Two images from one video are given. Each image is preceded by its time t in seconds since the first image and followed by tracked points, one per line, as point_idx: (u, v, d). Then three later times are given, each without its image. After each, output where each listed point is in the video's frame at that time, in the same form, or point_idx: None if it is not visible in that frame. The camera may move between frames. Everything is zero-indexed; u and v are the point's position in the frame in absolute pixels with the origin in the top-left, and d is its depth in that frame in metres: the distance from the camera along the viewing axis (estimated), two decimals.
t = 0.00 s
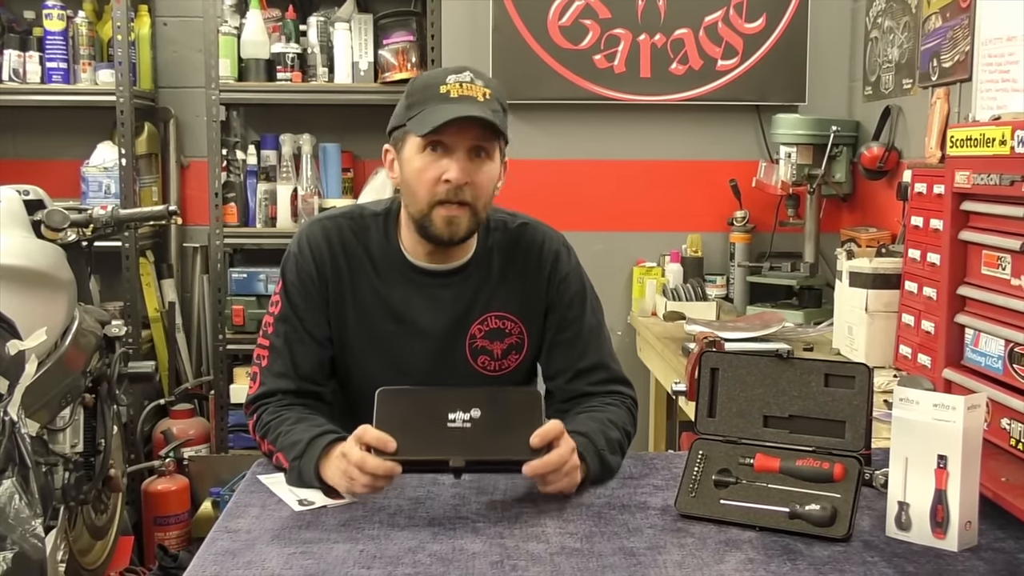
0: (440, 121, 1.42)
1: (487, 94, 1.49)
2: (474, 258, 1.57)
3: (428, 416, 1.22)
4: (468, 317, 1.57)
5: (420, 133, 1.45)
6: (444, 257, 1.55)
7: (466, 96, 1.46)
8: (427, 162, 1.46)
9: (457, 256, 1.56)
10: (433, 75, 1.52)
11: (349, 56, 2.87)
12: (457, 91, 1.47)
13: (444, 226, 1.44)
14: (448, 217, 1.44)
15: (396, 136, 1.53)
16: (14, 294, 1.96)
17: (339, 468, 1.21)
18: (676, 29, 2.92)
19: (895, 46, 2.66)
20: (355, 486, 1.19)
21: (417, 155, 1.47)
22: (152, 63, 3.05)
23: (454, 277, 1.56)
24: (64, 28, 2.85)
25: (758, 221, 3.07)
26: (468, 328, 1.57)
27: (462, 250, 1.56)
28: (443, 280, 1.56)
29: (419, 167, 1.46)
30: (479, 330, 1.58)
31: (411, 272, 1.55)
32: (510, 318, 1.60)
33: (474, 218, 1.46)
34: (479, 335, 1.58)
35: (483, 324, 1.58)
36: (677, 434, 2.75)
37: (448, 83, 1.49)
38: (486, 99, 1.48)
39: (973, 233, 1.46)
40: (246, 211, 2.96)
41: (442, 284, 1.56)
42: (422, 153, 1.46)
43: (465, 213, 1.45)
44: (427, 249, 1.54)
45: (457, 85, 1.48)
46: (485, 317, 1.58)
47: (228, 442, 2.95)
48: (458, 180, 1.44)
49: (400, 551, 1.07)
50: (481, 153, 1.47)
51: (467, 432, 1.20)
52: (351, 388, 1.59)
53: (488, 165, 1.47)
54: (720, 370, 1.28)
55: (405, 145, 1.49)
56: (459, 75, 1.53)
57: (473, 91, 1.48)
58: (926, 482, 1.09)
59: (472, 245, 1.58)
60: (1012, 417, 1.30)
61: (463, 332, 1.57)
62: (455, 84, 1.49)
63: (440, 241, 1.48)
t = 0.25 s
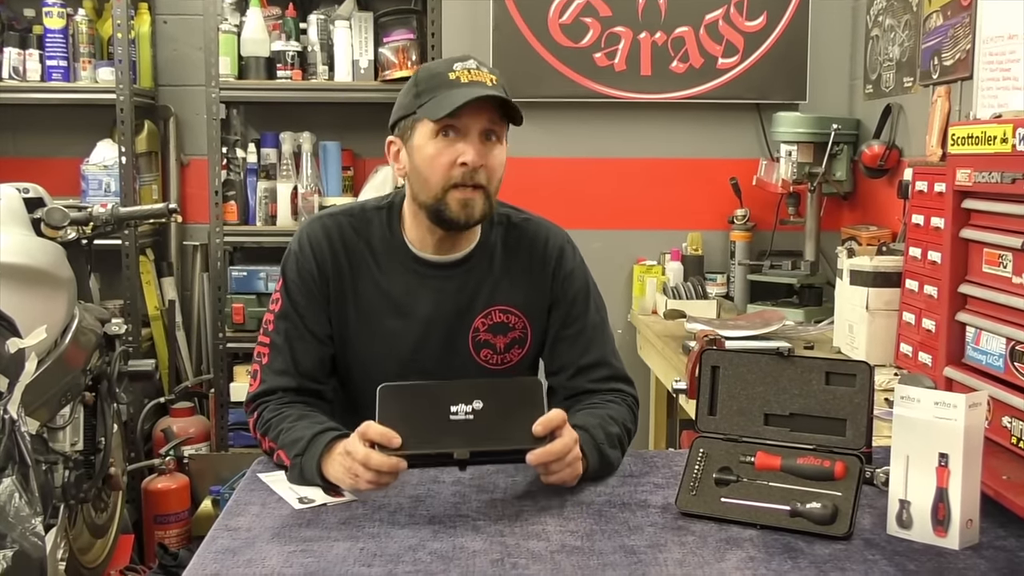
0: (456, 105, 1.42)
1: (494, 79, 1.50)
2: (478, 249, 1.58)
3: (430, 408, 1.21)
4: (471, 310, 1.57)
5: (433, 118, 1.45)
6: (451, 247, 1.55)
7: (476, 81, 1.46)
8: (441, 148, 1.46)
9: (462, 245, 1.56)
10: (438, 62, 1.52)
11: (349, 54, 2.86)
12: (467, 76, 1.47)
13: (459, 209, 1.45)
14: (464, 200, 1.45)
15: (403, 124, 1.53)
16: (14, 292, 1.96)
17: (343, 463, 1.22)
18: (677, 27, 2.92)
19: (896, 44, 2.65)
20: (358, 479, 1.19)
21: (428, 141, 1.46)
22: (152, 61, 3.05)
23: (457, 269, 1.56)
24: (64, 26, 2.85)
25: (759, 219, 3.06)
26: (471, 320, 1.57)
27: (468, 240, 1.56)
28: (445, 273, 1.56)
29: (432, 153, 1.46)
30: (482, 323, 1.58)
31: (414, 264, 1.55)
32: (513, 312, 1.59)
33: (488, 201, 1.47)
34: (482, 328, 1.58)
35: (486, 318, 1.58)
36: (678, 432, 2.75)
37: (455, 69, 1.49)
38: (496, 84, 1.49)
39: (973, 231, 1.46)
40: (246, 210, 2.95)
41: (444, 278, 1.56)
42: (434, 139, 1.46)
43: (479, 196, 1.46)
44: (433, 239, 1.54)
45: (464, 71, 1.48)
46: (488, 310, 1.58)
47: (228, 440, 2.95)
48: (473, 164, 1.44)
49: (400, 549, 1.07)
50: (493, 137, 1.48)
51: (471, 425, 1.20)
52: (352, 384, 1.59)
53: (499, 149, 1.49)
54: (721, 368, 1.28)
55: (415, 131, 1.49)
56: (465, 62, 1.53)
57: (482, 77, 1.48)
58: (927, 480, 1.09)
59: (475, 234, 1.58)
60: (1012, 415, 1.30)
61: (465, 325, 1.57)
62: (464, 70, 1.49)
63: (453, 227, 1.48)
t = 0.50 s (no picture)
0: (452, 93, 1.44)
1: (492, 68, 1.51)
2: (477, 237, 1.58)
3: (430, 450, 1.21)
4: (470, 299, 1.57)
5: (429, 105, 1.47)
6: (449, 234, 1.55)
7: (474, 70, 1.48)
8: (437, 135, 1.49)
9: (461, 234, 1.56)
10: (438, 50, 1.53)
11: (349, 50, 2.86)
12: (464, 65, 1.48)
13: (454, 191, 1.48)
14: (459, 185, 1.48)
15: (402, 110, 1.55)
16: (13, 288, 1.95)
17: (341, 473, 1.21)
18: (677, 24, 2.91)
19: (897, 41, 2.65)
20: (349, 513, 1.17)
21: (425, 127, 1.49)
22: (152, 57, 3.04)
23: (457, 258, 1.56)
24: (64, 23, 2.84)
25: (759, 216, 3.06)
26: (470, 310, 1.57)
27: (467, 229, 1.56)
28: (444, 262, 1.56)
29: (428, 139, 1.49)
30: (481, 314, 1.57)
31: (414, 254, 1.55)
32: (513, 303, 1.59)
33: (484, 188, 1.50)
34: (481, 319, 1.57)
35: (486, 308, 1.57)
36: (678, 430, 2.75)
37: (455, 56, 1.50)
38: (493, 73, 1.50)
39: (975, 228, 1.46)
40: (247, 207, 2.93)
41: (443, 267, 1.56)
42: (431, 125, 1.49)
43: (473, 182, 1.48)
44: (430, 227, 1.54)
45: (463, 59, 1.49)
46: (487, 301, 1.58)
47: (228, 438, 2.95)
48: (467, 151, 1.48)
49: (400, 546, 1.07)
50: (490, 125, 1.51)
51: (470, 463, 1.20)
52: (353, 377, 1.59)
53: (495, 136, 1.51)
54: (722, 365, 1.27)
55: (412, 118, 1.51)
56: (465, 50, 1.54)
57: (480, 66, 1.49)
58: (928, 477, 1.09)
59: (474, 223, 1.58)
60: (1014, 413, 1.29)
61: (465, 315, 1.57)
62: (462, 58, 1.50)
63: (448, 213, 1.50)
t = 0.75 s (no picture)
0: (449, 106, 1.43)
1: (491, 75, 1.49)
2: (473, 230, 1.57)
3: (435, 459, 1.20)
4: (467, 291, 1.57)
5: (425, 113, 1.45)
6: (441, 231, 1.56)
7: (473, 79, 1.46)
8: (431, 142, 1.47)
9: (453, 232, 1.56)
10: (437, 50, 1.51)
11: (350, 47, 2.85)
12: (462, 74, 1.46)
13: (446, 200, 1.47)
14: (452, 194, 1.47)
15: (397, 110, 1.53)
16: (13, 285, 1.95)
17: (343, 472, 1.20)
18: (678, 21, 2.91)
19: (898, 38, 2.64)
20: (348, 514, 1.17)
21: (419, 133, 1.47)
22: (152, 54, 3.04)
23: (453, 250, 1.56)
24: (63, 19, 2.83)
25: (759, 214, 3.06)
26: (467, 302, 1.56)
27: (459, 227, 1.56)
28: (441, 254, 1.56)
29: (423, 145, 1.47)
30: (478, 306, 1.57)
31: (411, 246, 1.55)
32: (509, 295, 1.58)
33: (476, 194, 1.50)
34: (478, 311, 1.57)
35: (483, 300, 1.57)
36: (678, 427, 2.75)
37: (454, 61, 1.48)
38: (491, 81, 1.48)
39: (976, 226, 1.45)
40: (246, 204, 2.92)
41: (438, 259, 1.56)
42: (426, 131, 1.47)
43: (466, 191, 1.48)
44: (425, 223, 1.54)
45: (462, 66, 1.47)
46: (484, 293, 1.57)
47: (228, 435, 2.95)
48: (461, 161, 1.46)
49: (402, 544, 1.07)
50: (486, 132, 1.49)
51: (472, 471, 1.19)
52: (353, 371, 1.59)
53: (490, 143, 1.50)
54: (723, 363, 1.28)
55: (408, 120, 1.49)
56: (464, 52, 1.52)
57: (478, 74, 1.48)
58: (931, 475, 1.08)
59: (469, 220, 1.58)
60: (1016, 411, 1.29)
61: (462, 307, 1.56)
62: (461, 65, 1.48)
63: (440, 217, 1.50)
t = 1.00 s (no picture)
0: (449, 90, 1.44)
1: (487, 65, 1.52)
2: (467, 222, 1.58)
3: (439, 463, 1.21)
4: (463, 283, 1.57)
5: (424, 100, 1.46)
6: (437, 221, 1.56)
7: (471, 67, 1.48)
8: (430, 129, 1.48)
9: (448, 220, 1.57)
10: (433, 41, 1.52)
11: (350, 44, 2.85)
12: (461, 62, 1.48)
13: (445, 185, 1.48)
14: (450, 179, 1.48)
15: (393, 99, 1.54)
16: (13, 283, 1.95)
17: (346, 468, 1.21)
18: (678, 18, 2.90)
19: (899, 36, 2.64)
20: (349, 508, 1.16)
21: (418, 121, 1.49)
22: (151, 51, 3.03)
23: (449, 242, 1.57)
24: (63, 17, 2.83)
25: (760, 211, 3.05)
26: (463, 294, 1.57)
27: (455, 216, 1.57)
28: (436, 246, 1.56)
29: (421, 132, 1.48)
30: (475, 297, 1.57)
31: (406, 239, 1.56)
32: (503, 286, 1.59)
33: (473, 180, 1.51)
34: (475, 302, 1.57)
35: (478, 291, 1.57)
36: (678, 425, 2.75)
37: (451, 51, 1.50)
38: (487, 70, 1.51)
39: (978, 224, 1.45)
40: (246, 202, 2.93)
41: (432, 250, 1.56)
42: (424, 119, 1.48)
43: (464, 176, 1.49)
44: (421, 213, 1.55)
45: (459, 55, 1.49)
46: (479, 284, 1.58)
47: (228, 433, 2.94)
48: (460, 147, 1.48)
49: (403, 542, 1.07)
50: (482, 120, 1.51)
51: (475, 471, 1.19)
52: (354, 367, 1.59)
53: (486, 130, 1.51)
54: (725, 361, 1.27)
55: (406, 109, 1.50)
56: (460, 44, 1.54)
57: (475, 63, 1.50)
58: (933, 473, 1.08)
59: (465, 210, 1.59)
60: (1018, 409, 1.29)
61: (459, 300, 1.57)
62: (458, 54, 1.50)
63: (438, 204, 1.51)
